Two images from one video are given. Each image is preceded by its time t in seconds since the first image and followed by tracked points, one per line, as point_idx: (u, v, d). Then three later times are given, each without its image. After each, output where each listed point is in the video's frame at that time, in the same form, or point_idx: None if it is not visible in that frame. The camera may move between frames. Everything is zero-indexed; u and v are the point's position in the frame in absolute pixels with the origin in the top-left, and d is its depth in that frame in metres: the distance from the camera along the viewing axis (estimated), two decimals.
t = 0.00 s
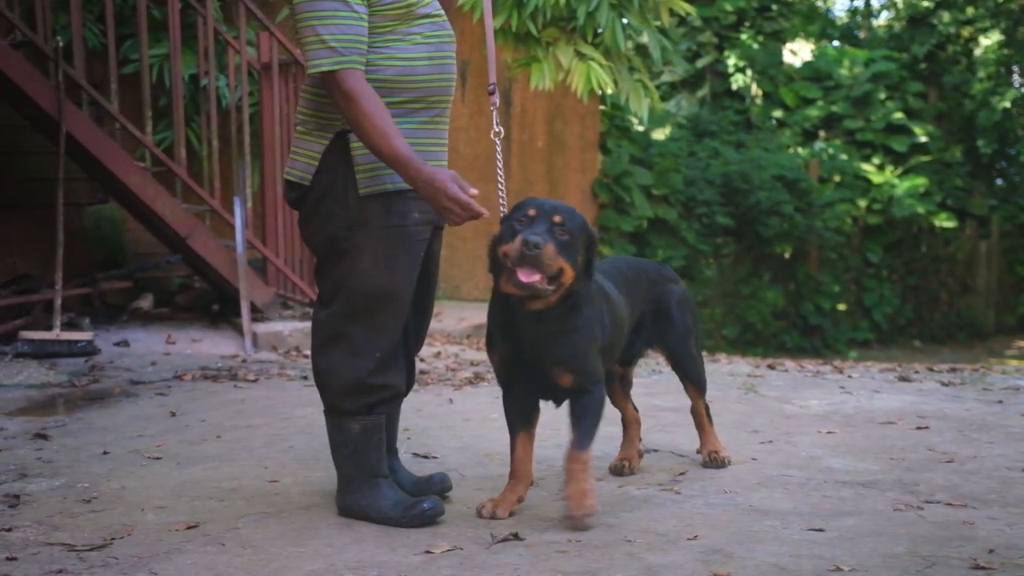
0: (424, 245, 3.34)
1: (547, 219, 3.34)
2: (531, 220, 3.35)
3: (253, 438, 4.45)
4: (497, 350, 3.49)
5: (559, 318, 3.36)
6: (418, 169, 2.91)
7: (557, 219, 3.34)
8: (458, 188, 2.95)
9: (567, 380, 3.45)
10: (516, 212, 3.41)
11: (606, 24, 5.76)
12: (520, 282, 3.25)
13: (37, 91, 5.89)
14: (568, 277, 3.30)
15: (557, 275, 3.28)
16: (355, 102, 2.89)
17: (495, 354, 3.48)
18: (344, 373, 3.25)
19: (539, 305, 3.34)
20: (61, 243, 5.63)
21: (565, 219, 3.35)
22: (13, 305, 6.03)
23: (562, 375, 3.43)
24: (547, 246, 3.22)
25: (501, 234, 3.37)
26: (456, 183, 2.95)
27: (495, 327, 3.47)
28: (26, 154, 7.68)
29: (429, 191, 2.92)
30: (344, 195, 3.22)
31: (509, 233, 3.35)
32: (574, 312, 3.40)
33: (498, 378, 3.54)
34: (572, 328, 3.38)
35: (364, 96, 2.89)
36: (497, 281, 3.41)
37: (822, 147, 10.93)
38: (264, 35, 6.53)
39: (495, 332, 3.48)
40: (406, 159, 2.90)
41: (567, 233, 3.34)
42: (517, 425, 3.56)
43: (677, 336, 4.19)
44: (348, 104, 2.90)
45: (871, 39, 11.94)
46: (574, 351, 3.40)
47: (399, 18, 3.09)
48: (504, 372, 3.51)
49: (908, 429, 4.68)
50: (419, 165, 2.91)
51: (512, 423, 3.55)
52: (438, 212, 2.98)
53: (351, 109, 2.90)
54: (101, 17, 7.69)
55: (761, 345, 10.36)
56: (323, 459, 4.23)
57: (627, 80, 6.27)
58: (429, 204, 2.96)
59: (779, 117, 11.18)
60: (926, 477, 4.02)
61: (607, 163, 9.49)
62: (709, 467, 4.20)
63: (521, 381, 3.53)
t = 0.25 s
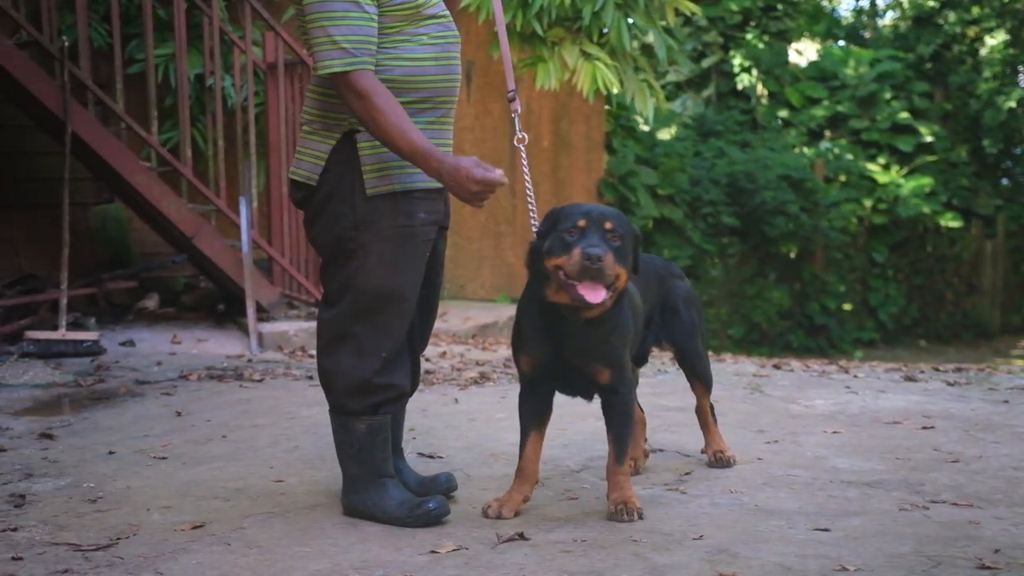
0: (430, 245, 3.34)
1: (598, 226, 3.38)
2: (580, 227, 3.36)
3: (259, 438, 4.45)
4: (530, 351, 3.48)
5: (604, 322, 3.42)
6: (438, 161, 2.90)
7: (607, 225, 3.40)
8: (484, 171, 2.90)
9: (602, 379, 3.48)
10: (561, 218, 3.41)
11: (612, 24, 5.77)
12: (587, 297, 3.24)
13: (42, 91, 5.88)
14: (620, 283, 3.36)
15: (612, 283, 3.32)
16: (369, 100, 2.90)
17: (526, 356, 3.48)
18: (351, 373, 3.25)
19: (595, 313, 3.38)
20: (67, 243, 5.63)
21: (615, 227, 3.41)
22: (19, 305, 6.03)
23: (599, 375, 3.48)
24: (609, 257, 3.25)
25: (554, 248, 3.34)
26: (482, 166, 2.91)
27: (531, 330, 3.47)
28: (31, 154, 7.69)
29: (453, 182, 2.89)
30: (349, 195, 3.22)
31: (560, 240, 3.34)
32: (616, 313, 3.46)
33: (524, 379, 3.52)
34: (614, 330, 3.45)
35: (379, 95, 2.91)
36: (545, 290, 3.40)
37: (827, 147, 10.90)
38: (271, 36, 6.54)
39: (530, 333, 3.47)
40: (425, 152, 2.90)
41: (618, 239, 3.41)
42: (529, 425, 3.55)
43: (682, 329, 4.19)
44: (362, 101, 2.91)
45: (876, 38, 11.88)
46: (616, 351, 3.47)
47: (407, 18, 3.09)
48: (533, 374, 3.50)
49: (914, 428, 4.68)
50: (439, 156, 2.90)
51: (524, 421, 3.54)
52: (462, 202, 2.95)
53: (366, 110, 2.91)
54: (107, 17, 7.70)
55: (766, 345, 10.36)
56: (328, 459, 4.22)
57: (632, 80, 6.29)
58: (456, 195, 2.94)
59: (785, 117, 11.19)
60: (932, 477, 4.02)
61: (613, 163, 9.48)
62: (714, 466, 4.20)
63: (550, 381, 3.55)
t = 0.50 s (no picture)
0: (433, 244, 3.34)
1: (628, 217, 3.42)
2: (610, 217, 3.40)
3: (261, 438, 4.45)
4: (550, 351, 3.48)
5: (627, 317, 3.46)
6: (424, 156, 2.94)
7: (636, 215, 3.45)
8: (464, 166, 3.00)
9: (621, 378, 3.51)
10: (589, 209, 3.44)
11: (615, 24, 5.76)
12: (620, 286, 3.25)
13: (44, 91, 5.87)
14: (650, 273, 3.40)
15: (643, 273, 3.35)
16: (350, 96, 2.90)
17: (545, 356, 3.49)
18: (355, 373, 3.25)
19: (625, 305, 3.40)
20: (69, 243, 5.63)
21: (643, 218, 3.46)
22: (21, 305, 6.03)
23: (620, 373, 3.51)
24: (643, 246, 3.27)
25: (583, 239, 3.35)
26: (462, 162, 3.00)
27: (551, 329, 3.49)
28: (33, 154, 7.69)
29: (438, 178, 2.94)
30: (352, 194, 3.21)
31: (590, 230, 3.36)
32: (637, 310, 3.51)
33: (541, 380, 3.52)
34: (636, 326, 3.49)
35: (360, 91, 2.91)
36: (573, 286, 3.42)
37: (830, 147, 10.89)
38: (273, 35, 6.53)
39: (551, 333, 3.49)
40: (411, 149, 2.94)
41: (647, 229, 3.48)
42: (537, 426, 3.56)
43: (687, 327, 4.20)
44: (343, 97, 2.91)
45: (878, 39, 11.87)
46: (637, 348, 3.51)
47: (407, 18, 3.09)
48: (551, 374, 3.51)
49: (916, 428, 4.68)
50: (424, 152, 2.94)
51: (533, 423, 3.55)
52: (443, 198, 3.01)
53: (349, 106, 2.90)
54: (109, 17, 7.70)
55: (769, 345, 10.37)
56: (331, 459, 4.23)
57: (635, 80, 6.31)
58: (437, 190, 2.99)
59: (787, 117, 11.19)
60: (934, 477, 4.02)
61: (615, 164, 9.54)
62: (717, 466, 4.20)
63: (566, 379, 3.57)
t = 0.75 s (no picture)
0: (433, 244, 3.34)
1: (647, 221, 3.44)
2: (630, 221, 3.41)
3: (263, 438, 4.45)
4: (557, 351, 3.48)
5: (637, 319, 3.48)
6: (396, 169, 2.95)
7: (655, 219, 3.47)
8: (434, 188, 2.99)
9: (627, 380, 3.52)
10: (608, 211, 3.44)
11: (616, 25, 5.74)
12: (646, 293, 3.30)
13: (45, 90, 5.88)
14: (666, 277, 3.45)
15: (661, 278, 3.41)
16: (333, 97, 2.94)
17: (551, 357, 3.49)
18: (355, 373, 3.25)
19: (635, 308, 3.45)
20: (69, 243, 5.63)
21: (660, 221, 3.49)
22: (23, 305, 6.03)
23: (626, 374, 3.51)
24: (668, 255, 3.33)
25: (599, 244, 3.37)
26: (433, 183, 3.00)
27: (558, 330, 3.49)
28: (34, 154, 7.69)
29: (406, 192, 2.94)
30: (351, 194, 3.21)
31: (611, 235, 3.37)
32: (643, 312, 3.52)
33: (546, 381, 3.52)
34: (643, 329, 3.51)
35: (344, 94, 2.94)
36: (586, 288, 3.44)
37: (831, 147, 10.89)
38: (274, 35, 6.52)
39: (558, 334, 3.49)
40: (386, 159, 2.96)
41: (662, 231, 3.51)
42: (540, 426, 3.55)
43: (688, 327, 4.20)
44: (326, 98, 2.94)
45: (879, 39, 11.86)
46: (644, 350, 3.52)
47: (405, 17, 3.10)
48: (557, 375, 3.51)
49: (918, 428, 4.68)
50: (397, 165, 2.95)
51: (535, 423, 3.54)
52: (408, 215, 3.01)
53: (333, 107, 2.94)
54: (110, 17, 7.70)
55: (771, 345, 10.38)
56: (332, 459, 4.23)
57: (637, 80, 6.31)
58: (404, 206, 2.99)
59: (789, 117, 11.19)
60: (936, 477, 4.02)
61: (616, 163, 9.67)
62: (718, 466, 4.20)
63: (570, 380, 3.57)
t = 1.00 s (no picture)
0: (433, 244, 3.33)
1: (654, 222, 3.45)
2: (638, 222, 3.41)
3: (264, 439, 4.45)
4: (557, 352, 3.48)
5: (640, 319, 3.49)
6: (389, 172, 2.95)
7: (661, 219, 3.48)
8: (425, 194, 2.97)
9: (628, 380, 3.52)
10: (615, 213, 3.44)
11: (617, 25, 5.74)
12: (659, 293, 3.30)
13: (46, 90, 5.88)
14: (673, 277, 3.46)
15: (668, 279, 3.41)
16: (331, 97, 2.93)
17: (552, 357, 3.48)
18: (356, 373, 3.25)
19: (640, 308, 3.46)
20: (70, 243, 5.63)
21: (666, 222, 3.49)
22: (24, 305, 6.03)
23: (627, 374, 3.51)
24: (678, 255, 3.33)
25: (607, 246, 3.37)
26: (424, 189, 2.98)
27: (558, 330, 3.49)
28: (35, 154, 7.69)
29: (398, 194, 2.93)
30: (351, 194, 3.20)
31: (621, 236, 3.37)
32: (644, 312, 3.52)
33: (546, 382, 3.52)
34: (644, 329, 3.51)
35: (343, 94, 2.94)
36: (589, 290, 3.44)
37: (832, 147, 10.90)
38: (275, 35, 6.51)
39: (559, 334, 3.49)
40: (380, 161, 2.95)
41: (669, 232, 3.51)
42: (540, 426, 3.55)
43: (689, 328, 4.20)
44: (324, 98, 2.94)
45: (880, 39, 11.86)
46: (645, 350, 3.53)
47: (405, 17, 3.10)
48: (557, 376, 3.51)
49: (919, 429, 4.68)
50: (391, 168, 2.95)
51: (535, 423, 3.54)
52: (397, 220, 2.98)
53: (331, 107, 2.93)
54: (111, 17, 7.70)
55: (771, 345, 10.38)
56: (333, 459, 4.23)
57: (637, 81, 6.32)
58: (393, 209, 2.96)
59: (790, 117, 11.20)
60: (936, 477, 4.02)
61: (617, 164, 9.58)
62: (719, 466, 4.20)
63: (570, 380, 3.57)
